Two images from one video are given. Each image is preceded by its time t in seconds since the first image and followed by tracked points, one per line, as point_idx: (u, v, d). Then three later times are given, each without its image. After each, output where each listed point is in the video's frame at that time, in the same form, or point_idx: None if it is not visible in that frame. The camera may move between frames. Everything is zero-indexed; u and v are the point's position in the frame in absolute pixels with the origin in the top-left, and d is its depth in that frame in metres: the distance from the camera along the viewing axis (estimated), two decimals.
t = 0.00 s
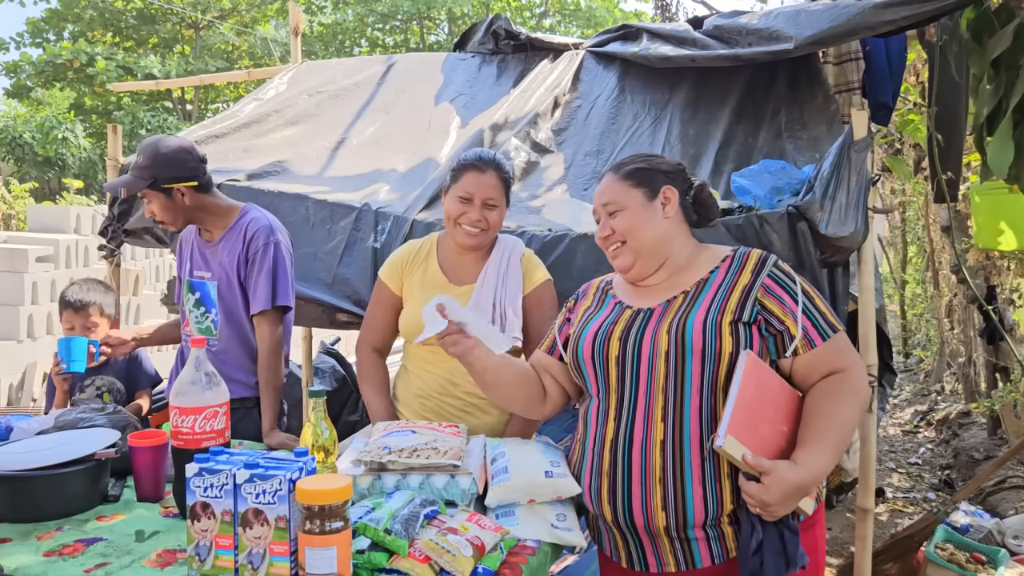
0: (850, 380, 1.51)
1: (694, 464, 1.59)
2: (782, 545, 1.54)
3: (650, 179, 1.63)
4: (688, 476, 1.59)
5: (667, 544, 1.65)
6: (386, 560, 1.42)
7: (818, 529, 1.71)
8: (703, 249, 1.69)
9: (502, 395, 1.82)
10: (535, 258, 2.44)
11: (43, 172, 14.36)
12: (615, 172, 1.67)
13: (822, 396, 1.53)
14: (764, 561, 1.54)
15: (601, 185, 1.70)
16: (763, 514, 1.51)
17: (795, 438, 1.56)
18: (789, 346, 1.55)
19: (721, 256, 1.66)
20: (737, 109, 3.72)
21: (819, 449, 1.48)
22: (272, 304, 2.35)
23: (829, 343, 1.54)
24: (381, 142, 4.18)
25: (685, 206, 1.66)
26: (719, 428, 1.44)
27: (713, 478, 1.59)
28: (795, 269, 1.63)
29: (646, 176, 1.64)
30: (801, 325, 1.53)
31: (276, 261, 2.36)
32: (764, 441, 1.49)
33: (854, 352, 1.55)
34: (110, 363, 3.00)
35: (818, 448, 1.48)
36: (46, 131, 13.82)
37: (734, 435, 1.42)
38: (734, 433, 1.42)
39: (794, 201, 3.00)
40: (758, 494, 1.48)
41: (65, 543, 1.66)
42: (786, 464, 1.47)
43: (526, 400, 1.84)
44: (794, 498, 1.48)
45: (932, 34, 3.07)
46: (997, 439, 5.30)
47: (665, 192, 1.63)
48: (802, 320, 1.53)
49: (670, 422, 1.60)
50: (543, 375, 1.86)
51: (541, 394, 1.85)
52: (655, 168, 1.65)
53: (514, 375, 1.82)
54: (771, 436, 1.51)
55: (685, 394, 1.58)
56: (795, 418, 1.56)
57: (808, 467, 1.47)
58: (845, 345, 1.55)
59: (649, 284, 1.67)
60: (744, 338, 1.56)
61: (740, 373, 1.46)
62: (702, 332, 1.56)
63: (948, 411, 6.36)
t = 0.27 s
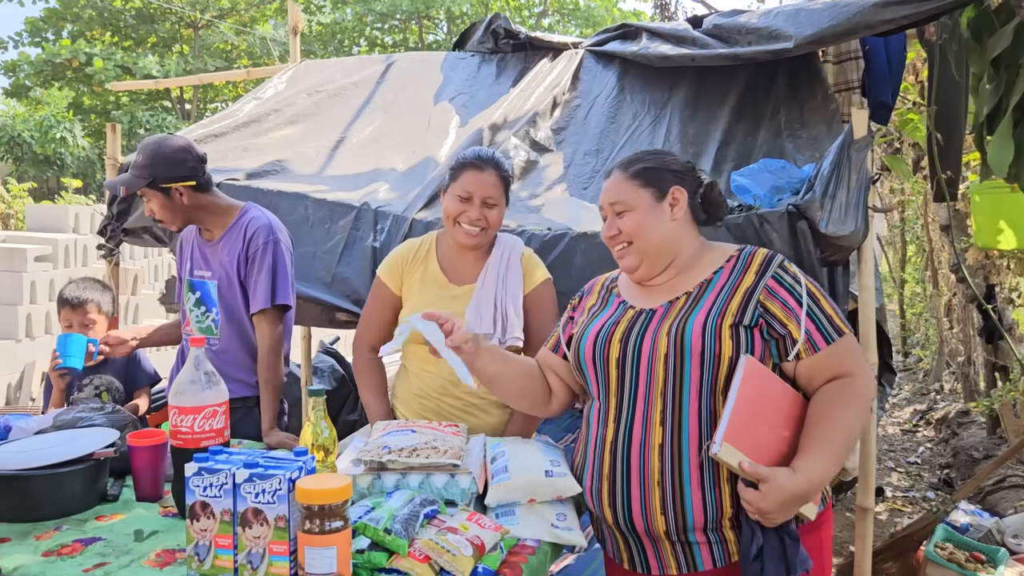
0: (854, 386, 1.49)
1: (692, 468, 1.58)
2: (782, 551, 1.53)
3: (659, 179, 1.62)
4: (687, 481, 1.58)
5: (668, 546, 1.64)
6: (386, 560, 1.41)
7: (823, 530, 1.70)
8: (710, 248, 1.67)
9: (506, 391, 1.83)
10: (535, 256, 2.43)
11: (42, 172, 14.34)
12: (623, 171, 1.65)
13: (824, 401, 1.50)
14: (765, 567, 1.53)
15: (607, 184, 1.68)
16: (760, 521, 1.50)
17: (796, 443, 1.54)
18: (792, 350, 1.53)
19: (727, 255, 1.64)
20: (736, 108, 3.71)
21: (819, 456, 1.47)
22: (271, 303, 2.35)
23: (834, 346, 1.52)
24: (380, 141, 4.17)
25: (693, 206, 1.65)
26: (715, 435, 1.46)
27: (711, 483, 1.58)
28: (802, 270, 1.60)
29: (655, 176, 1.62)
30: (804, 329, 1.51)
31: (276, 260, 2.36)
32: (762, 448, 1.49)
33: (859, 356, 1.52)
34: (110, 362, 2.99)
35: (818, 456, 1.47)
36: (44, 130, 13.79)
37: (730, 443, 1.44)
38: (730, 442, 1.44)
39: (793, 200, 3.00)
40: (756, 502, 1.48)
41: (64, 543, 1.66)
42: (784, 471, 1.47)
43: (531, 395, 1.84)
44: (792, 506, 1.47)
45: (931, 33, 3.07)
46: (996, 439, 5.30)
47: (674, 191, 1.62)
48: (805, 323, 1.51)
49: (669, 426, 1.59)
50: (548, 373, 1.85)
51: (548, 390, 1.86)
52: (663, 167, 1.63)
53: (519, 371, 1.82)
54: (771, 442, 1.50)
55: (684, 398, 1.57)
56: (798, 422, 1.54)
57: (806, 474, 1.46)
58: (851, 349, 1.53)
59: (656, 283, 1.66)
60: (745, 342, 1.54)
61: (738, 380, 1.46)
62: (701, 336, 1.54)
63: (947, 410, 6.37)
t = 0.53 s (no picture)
0: (860, 394, 1.44)
1: (690, 471, 1.55)
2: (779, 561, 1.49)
3: (669, 177, 1.57)
4: (684, 485, 1.56)
5: (665, 550, 1.62)
6: (382, 558, 1.40)
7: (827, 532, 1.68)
8: (719, 245, 1.63)
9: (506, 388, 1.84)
10: (534, 255, 2.43)
11: (40, 172, 14.31)
12: (632, 165, 1.60)
13: (829, 408, 1.46)
14: None
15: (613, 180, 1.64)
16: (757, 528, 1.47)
17: (799, 450, 1.50)
18: (796, 355, 1.48)
19: (735, 253, 1.60)
20: (734, 106, 3.70)
21: (820, 465, 1.42)
22: (269, 300, 2.34)
23: (841, 352, 1.46)
24: (377, 139, 4.16)
25: (703, 203, 1.61)
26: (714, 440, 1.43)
27: (709, 487, 1.55)
28: (812, 272, 1.55)
29: (666, 173, 1.57)
30: (810, 334, 1.46)
31: (273, 258, 2.35)
32: (762, 454, 1.45)
33: (868, 363, 1.47)
34: (108, 359, 2.98)
35: (819, 465, 1.43)
36: (42, 129, 13.76)
37: (728, 449, 1.41)
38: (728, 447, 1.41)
39: (792, 199, 3.00)
40: (753, 509, 1.44)
41: (59, 542, 1.65)
42: (784, 480, 1.43)
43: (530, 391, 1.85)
44: (789, 516, 1.43)
45: (929, 31, 3.05)
46: (994, 438, 5.30)
47: (682, 190, 1.58)
48: (811, 328, 1.46)
49: (667, 428, 1.56)
50: (551, 369, 1.87)
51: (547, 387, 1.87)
52: (674, 163, 1.59)
53: (518, 368, 1.84)
54: (771, 449, 1.47)
55: (683, 401, 1.54)
56: (801, 429, 1.50)
57: (806, 484, 1.42)
58: (860, 356, 1.47)
59: (661, 279, 1.63)
60: (748, 345, 1.50)
61: (739, 384, 1.43)
62: (702, 338, 1.51)
63: (945, 409, 6.37)
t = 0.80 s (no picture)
0: (869, 404, 1.41)
1: (688, 475, 1.54)
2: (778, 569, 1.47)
3: (680, 173, 1.52)
4: (681, 488, 1.54)
5: (660, 553, 1.61)
6: (376, 555, 1.40)
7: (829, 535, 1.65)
8: (728, 243, 1.58)
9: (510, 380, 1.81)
10: (530, 251, 2.42)
11: (36, 172, 14.28)
12: (641, 161, 1.55)
13: (834, 417, 1.43)
14: None
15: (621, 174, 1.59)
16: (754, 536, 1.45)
17: (803, 457, 1.47)
18: (804, 361, 1.45)
19: (746, 252, 1.55)
20: (731, 104, 3.70)
21: (822, 475, 1.39)
22: (264, 298, 2.33)
23: (851, 360, 1.43)
24: (374, 138, 4.16)
25: (715, 199, 1.55)
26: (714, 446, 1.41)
27: (706, 491, 1.53)
28: (825, 274, 1.50)
29: (676, 170, 1.52)
30: (819, 340, 1.42)
31: (268, 255, 2.34)
32: (765, 462, 1.43)
33: (877, 372, 1.43)
34: (103, 356, 2.97)
35: (821, 475, 1.40)
36: (38, 129, 13.70)
37: (728, 454, 1.38)
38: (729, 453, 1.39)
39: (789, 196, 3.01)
40: (751, 517, 1.42)
41: (52, 539, 1.64)
42: (785, 489, 1.40)
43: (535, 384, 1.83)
44: (788, 526, 1.41)
45: (925, 29, 3.05)
46: (991, 436, 5.30)
47: (693, 187, 1.53)
48: (821, 334, 1.42)
49: (666, 431, 1.55)
50: (556, 363, 1.83)
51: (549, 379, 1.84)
52: (683, 159, 1.54)
53: (521, 361, 1.81)
54: (775, 457, 1.44)
55: (684, 403, 1.52)
56: (806, 436, 1.46)
57: (807, 494, 1.39)
58: (870, 364, 1.43)
59: (671, 276, 1.59)
60: (753, 349, 1.46)
61: (743, 389, 1.40)
62: (705, 341, 1.48)
63: (942, 408, 6.38)
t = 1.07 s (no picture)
0: (870, 414, 1.39)
1: (680, 480, 1.54)
2: None
3: (685, 172, 1.51)
4: (673, 493, 1.54)
5: (652, 558, 1.61)
6: (372, 554, 1.41)
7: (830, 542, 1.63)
8: (733, 243, 1.58)
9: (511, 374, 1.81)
10: (524, 250, 2.42)
11: (34, 171, 14.26)
12: (645, 159, 1.54)
13: (833, 426, 1.41)
14: None
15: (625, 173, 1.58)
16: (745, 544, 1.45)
17: (800, 467, 1.46)
18: (804, 368, 1.44)
19: (751, 253, 1.55)
20: (727, 103, 3.69)
21: (817, 485, 1.38)
22: (260, 297, 2.33)
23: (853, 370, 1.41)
24: (370, 137, 4.15)
25: (723, 199, 1.54)
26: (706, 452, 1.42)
27: (698, 498, 1.53)
28: (831, 279, 1.49)
29: (682, 169, 1.51)
30: (820, 348, 1.41)
31: (264, 254, 2.35)
32: (759, 469, 1.43)
33: (882, 381, 1.41)
34: (99, 355, 2.96)
35: (816, 486, 1.39)
36: (36, 129, 13.67)
37: (720, 463, 1.40)
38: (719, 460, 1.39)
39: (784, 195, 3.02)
40: (743, 527, 1.42)
41: (48, 538, 1.64)
42: (778, 499, 1.40)
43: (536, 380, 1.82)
44: (780, 536, 1.40)
45: (923, 28, 3.04)
46: (987, 435, 5.31)
47: (698, 186, 1.51)
48: (822, 341, 1.41)
49: (660, 434, 1.55)
50: (560, 362, 1.83)
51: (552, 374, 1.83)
52: (690, 157, 1.52)
53: (522, 357, 1.81)
54: (770, 465, 1.43)
55: (678, 407, 1.52)
56: (804, 445, 1.46)
57: (800, 505, 1.38)
58: (874, 374, 1.41)
59: (675, 276, 1.59)
60: (751, 354, 1.46)
61: (738, 395, 1.40)
62: (701, 345, 1.48)
63: (939, 407, 6.39)
